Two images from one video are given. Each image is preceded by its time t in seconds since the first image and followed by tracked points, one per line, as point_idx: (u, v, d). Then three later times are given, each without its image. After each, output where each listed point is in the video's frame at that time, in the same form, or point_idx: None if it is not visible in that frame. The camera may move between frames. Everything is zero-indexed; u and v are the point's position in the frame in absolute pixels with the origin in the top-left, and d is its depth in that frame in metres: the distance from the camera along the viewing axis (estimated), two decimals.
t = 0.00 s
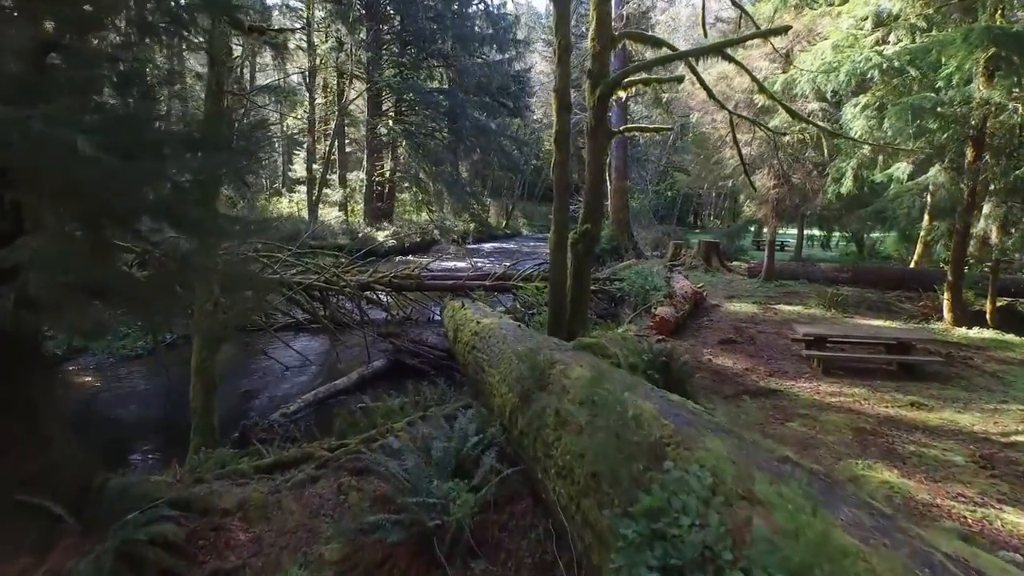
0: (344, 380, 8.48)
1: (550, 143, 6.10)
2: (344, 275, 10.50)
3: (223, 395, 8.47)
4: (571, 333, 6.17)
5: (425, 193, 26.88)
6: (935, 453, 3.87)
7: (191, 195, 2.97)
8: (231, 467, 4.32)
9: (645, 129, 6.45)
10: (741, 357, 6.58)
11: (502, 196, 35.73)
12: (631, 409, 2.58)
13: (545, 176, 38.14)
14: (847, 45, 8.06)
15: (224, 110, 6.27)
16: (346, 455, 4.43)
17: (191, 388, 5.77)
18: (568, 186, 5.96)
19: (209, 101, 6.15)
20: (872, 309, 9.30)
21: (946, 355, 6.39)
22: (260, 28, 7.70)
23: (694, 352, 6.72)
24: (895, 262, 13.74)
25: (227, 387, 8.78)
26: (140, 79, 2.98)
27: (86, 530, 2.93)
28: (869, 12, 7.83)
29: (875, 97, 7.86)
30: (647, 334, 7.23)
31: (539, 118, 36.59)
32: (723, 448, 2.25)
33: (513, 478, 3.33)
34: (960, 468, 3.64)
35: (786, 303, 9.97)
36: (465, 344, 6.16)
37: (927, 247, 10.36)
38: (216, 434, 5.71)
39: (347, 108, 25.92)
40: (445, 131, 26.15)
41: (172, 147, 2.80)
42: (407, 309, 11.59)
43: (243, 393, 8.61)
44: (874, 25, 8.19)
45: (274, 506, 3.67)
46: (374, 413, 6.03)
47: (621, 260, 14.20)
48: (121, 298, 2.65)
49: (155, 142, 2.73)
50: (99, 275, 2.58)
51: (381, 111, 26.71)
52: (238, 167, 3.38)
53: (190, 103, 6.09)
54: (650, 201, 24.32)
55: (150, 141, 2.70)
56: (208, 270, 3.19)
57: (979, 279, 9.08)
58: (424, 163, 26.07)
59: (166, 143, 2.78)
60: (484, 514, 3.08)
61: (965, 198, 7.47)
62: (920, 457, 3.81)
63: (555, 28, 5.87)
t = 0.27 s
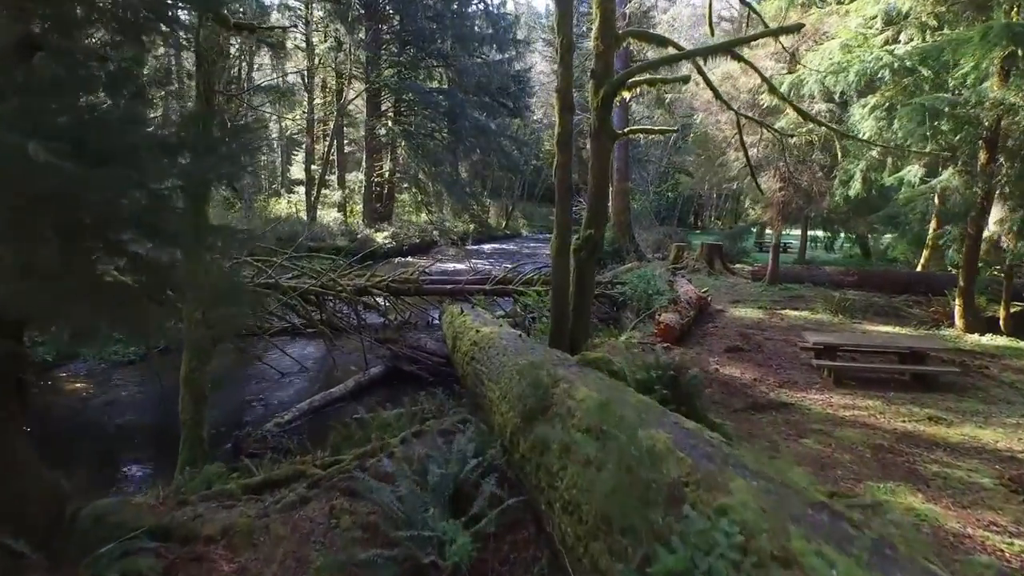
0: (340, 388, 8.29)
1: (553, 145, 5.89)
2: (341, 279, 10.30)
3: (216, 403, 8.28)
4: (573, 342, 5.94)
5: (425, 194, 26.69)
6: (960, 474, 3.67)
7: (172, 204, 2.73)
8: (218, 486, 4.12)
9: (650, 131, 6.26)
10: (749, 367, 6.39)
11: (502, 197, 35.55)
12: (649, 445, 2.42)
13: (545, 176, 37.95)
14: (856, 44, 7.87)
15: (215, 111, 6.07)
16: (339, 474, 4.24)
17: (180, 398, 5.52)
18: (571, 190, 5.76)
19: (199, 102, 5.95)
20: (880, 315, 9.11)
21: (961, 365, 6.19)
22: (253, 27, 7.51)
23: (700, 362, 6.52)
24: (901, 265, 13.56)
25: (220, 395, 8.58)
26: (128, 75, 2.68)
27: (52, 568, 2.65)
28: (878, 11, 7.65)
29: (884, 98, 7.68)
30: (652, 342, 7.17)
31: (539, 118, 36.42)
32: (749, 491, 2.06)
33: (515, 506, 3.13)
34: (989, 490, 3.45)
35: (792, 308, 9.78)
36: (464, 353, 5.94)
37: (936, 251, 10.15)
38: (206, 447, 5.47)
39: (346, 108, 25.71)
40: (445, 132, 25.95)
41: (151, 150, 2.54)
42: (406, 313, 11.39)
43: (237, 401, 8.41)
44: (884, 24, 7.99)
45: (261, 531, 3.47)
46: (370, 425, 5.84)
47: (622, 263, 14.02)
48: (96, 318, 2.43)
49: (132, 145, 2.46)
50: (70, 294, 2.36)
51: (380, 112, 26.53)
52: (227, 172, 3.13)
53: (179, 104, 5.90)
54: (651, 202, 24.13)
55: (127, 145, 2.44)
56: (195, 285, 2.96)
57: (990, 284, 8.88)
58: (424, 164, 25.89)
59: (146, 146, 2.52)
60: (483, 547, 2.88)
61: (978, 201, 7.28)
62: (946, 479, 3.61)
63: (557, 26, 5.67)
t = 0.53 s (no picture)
0: (336, 395, 8.12)
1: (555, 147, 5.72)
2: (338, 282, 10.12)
3: (210, 412, 8.11)
4: (576, 351, 5.75)
5: (424, 195, 26.52)
6: (986, 495, 3.49)
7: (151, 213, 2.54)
8: (206, 505, 3.94)
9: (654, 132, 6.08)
10: (756, 376, 6.21)
11: (502, 198, 35.39)
12: (666, 480, 2.25)
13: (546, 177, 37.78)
14: (865, 44, 7.69)
15: (205, 113, 5.89)
16: (331, 492, 4.05)
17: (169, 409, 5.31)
18: (575, 194, 5.58)
19: (189, 103, 5.77)
20: (888, 320, 8.94)
21: (975, 373, 6.01)
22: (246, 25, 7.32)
23: (706, 370, 6.35)
24: (906, 268, 13.38)
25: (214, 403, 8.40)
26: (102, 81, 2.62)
27: None
28: (887, 10, 7.47)
29: (893, 99, 7.51)
30: (657, 349, 7.06)
31: (539, 119, 36.26)
32: (777, 536, 1.88)
33: (517, 533, 2.95)
34: (1017, 514, 3.27)
35: (797, 312, 9.61)
36: (463, 362, 5.76)
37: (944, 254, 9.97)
38: (195, 460, 5.28)
39: (345, 109, 25.54)
40: (445, 132, 25.78)
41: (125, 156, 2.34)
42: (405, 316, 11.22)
43: (231, 410, 8.23)
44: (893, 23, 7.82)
45: (248, 556, 3.29)
46: (366, 436, 5.66)
47: (624, 265, 13.85)
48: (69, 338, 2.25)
49: (102, 149, 2.26)
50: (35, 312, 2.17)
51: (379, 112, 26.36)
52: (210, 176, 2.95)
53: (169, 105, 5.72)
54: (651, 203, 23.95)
55: (97, 150, 2.24)
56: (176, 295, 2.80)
57: (1000, 288, 8.71)
58: (423, 164, 25.72)
59: (118, 150, 2.33)
60: None
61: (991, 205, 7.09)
62: (971, 500, 3.43)
63: (559, 24, 5.49)
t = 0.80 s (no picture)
0: (333, 401, 7.94)
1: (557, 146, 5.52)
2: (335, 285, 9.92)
3: (204, 419, 7.94)
4: (579, 357, 5.56)
5: (423, 195, 26.35)
6: (1015, 515, 3.30)
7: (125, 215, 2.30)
8: (191, 523, 3.76)
9: (660, 131, 5.87)
10: (764, 382, 6.03)
11: (502, 198, 35.22)
12: (687, 519, 2.06)
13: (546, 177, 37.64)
14: (874, 41, 7.49)
15: (194, 112, 5.68)
16: (323, 509, 3.86)
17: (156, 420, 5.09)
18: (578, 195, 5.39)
19: (177, 103, 5.56)
20: (896, 324, 8.76)
21: (991, 381, 5.83)
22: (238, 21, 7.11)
23: (712, 377, 6.16)
24: (911, 270, 13.21)
25: (208, 410, 8.23)
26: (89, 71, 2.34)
27: None
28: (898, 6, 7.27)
29: (904, 97, 7.31)
30: (661, 355, 6.90)
31: (539, 119, 36.09)
32: None
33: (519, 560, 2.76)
34: None
35: (803, 315, 9.43)
36: (461, 368, 5.57)
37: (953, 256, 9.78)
38: (184, 473, 5.07)
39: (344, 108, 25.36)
40: (444, 132, 25.60)
41: (96, 155, 2.10)
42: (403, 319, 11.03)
43: (225, 417, 8.04)
44: (903, 20, 7.62)
45: None
46: (362, 446, 5.47)
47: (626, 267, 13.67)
48: (39, 356, 2.02)
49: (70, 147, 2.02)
50: None
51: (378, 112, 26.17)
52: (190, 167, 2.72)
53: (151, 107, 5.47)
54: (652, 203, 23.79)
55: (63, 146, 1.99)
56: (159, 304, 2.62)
57: (1011, 291, 8.53)
58: (422, 164, 25.53)
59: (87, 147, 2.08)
60: None
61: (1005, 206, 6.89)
62: (1001, 521, 3.24)
63: (562, 20, 5.28)
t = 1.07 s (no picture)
0: (327, 408, 7.78)
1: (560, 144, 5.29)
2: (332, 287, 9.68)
3: (196, 427, 7.72)
4: (584, 364, 5.34)
5: (423, 195, 26.14)
6: None
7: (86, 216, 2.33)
8: (172, 546, 3.53)
9: (667, 128, 5.64)
10: (776, 390, 5.81)
11: (502, 198, 35.05)
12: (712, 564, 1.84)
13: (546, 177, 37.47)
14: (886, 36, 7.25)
15: (182, 108, 5.45)
16: (313, 531, 3.62)
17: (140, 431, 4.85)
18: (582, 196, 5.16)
19: (165, 99, 5.34)
20: (908, 327, 8.52)
21: (1013, 388, 5.59)
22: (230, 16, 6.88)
23: (721, 385, 5.94)
24: (919, 271, 12.98)
25: (201, 417, 8.01)
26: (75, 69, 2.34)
27: None
28: None
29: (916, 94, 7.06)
30: (668, 360, 6.69)
31: (540, 118, 35.88)
32: None
33: None
34: None
35: (812, 318, 9.20)
36: (461, 376, 5.34)
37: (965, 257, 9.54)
38: (169, 486, 4.82)
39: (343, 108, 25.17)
40: (444, 132, 25.41)
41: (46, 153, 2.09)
42: (402, 322, 10.80)
43: (217, 424, 7.83)
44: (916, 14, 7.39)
45: None
46: (357, 458, 5.24)
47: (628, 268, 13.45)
48: None
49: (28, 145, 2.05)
50: None
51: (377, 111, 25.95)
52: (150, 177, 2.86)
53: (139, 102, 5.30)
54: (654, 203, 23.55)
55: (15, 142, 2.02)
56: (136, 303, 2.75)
57: None
58: (421, 164, 25.31)
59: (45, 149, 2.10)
60: None
61: None
62: None
63: (565, 11, 5.04)
